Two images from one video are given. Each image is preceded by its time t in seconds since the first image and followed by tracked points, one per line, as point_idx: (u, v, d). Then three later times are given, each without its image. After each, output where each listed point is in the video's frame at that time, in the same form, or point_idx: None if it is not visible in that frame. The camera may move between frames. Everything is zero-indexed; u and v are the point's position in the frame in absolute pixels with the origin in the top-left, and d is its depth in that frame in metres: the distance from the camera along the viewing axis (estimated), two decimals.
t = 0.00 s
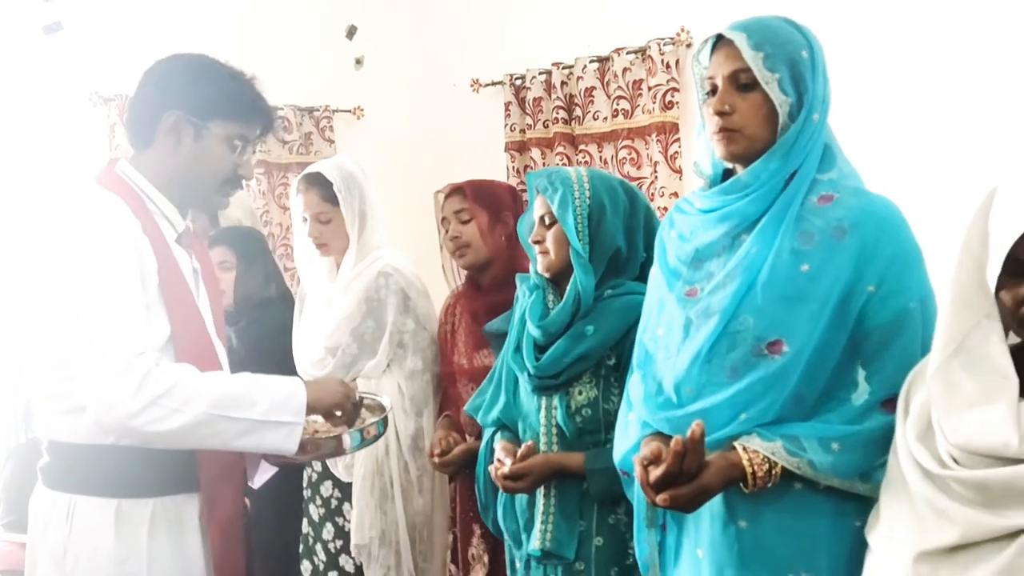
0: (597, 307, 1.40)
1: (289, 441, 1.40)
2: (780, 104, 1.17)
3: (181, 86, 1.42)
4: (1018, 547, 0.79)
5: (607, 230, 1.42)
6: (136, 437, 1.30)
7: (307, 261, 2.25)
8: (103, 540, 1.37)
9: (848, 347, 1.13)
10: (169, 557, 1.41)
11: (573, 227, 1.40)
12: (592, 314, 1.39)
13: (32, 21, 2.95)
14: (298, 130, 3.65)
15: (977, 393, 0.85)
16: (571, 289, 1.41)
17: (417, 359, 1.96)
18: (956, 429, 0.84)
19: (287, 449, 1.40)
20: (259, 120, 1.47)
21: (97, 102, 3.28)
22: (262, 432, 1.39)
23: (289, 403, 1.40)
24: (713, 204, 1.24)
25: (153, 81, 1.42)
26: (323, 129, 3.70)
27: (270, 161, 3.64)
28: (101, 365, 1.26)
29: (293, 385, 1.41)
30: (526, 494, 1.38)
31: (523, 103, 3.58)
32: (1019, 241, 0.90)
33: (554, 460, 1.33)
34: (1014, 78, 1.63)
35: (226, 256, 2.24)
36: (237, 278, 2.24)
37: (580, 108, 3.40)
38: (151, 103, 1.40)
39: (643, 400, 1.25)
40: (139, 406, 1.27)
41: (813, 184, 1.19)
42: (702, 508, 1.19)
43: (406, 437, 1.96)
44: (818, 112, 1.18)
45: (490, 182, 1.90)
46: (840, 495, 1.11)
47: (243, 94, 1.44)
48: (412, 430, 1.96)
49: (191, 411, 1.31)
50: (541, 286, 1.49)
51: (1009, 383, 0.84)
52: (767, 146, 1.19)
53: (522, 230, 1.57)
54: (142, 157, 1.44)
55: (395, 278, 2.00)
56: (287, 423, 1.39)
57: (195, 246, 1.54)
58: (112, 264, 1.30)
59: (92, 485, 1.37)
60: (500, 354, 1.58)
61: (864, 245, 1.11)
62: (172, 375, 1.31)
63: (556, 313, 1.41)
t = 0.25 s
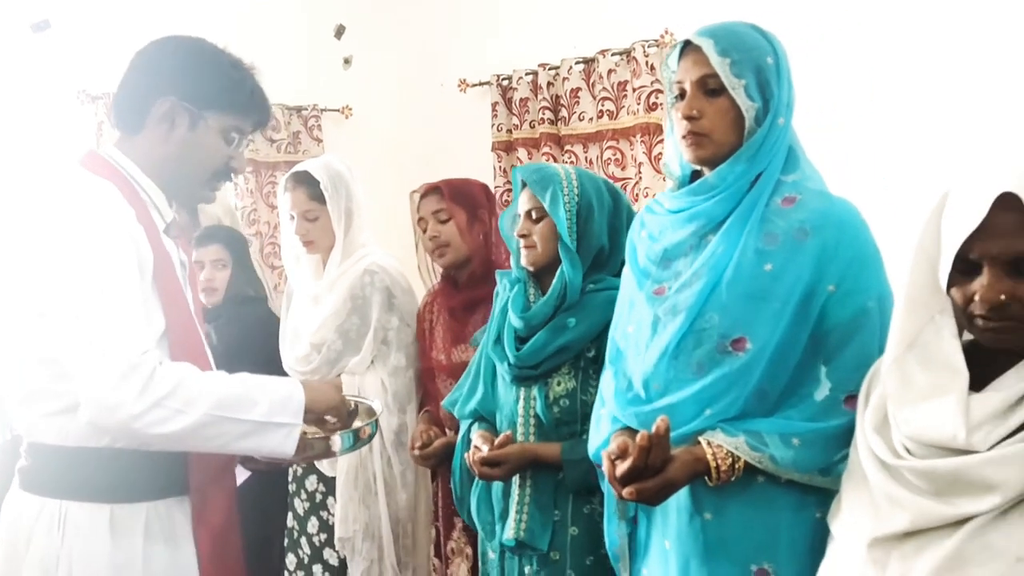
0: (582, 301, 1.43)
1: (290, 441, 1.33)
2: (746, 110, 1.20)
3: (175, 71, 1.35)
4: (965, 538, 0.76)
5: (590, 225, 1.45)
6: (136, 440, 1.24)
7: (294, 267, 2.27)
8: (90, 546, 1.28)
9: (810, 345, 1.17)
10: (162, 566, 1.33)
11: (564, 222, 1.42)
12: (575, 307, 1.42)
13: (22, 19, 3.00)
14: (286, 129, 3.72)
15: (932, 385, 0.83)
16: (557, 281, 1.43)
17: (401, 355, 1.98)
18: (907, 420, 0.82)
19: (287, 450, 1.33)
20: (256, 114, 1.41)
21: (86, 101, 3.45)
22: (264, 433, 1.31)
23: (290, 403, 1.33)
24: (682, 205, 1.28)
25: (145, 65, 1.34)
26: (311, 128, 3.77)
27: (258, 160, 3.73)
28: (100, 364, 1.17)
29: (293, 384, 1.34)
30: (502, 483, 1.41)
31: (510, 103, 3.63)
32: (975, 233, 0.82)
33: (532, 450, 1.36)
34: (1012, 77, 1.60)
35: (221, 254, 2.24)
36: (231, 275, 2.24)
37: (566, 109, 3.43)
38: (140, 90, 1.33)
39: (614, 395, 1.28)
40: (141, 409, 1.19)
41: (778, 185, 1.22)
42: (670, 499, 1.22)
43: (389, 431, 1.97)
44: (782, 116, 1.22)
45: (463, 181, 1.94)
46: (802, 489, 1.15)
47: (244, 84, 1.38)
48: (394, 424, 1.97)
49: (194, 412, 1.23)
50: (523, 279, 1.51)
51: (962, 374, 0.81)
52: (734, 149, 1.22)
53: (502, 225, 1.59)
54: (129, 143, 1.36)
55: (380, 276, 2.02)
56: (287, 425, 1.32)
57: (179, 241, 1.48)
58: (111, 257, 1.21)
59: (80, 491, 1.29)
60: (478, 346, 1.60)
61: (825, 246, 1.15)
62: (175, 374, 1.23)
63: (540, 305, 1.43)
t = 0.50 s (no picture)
0: (564, 296, 1.45)
1: (275, 440, 1.33)
2: (720, 112, 1.23)
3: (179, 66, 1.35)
4: (918, 526, 0.80)
5: (570, 223, 1.48)
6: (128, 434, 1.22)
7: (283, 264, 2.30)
8: (82, 541, 1.27)
9: (783, 341, 1.20)
10: (155, 563, 1.32)
11: (547, 217, 1.45)
12: (557, 303, 1.45)
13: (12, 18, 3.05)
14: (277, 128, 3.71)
15: (893, 377, 0.86)
16: (539, 277, 1.46)
17: (384, 352, 1.99)
18: (868, 411, 0.85)
19: (271, 449, 1.33)
20: (256, 117, 1.42)
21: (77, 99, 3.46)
22: (251, 431, 1.31)
23: (277, 402, 1.33)
24: (660, 204, 1.30)
25: (148, 59, 1.34)
26: (301, 127, 3.75)
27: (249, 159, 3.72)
28: (96, 357, 1.15)
29: (281, 384, 1.34)
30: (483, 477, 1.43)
31: (500, 103, 3.49)
32: (931, 231, 0.83)
33: (512, 443, 1.38)
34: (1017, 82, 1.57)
35: (211, 253, 2.27)
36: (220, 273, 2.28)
37: (555, 109, 3.31)
38: (144, 81, 1.33)
39: (593, 390, 1.31)
40: (133, 403, 1.18)
41: (753, 185, 1.25)
42: (645, 493, 1.25)
43: (373, 427, 1.99)
44: (757, 117, 1.25)
45: (445, 178, 1.96)
46: (772, 481, 1.18)
47: (249, 85, 1.39)
48: (379, 420, 2.00)
49: (186, 407, 1.23)
50: (504, 276, 1.54)
51: (921, 367, 0.84)
52: (711, 149, 1.25)
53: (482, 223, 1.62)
54: (125, 133, 1.36)
55: (365, 274, 2.05)
56: (275, 423, 1.32)
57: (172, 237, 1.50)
58: (109, 249, 1.21)
59: (74, 487, 1.28)
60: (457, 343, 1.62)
61: (796, 245, 1.18)
62: (168, 370, 1.22)
63: (522, 300, 1.46)
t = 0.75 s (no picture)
0: (533, 301, 1.48)
1: (232, 441, 1.30)
2: (693, 117, 1.25)
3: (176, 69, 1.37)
4: (866, 524, 0.83)
5: (537, 228, 1.51)
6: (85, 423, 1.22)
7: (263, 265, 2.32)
8: (65, 535, 1.23)
9: (751, 345, 1.22)
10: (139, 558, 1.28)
11: (514, 222, 1.48)
12: (526, 308, 1.47)
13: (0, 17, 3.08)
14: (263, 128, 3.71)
15: (844, 379, 0.90)
16: (508, 282, 1.48)
17: (359, 352, 2.03)
18: (822, 411, 0.89)
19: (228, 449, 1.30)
20: (248, 122, 1.44)
21: (61, 97, 3.31)
22: (206, 429, 1.28)
23: (237, 402, 1.30)
24: (633, 208, 1.33)
25: (143, 59, 1.36)
26: (288, 127, 3.78)
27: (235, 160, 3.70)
28: (48, 347, 1.16)
29: (243, 383, 1.31)
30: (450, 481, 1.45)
31: (484, 106, 3.47)
32: (883, 234, 0.88)
33: (478, 448, 1.40)
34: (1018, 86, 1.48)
35: (193, 252, 2.28)
36: (200, 272, 2.28)
37: (540, 113, 3.28)
38: (141, 79, 1.35)
39: (565, 390, 1.33)
40: (83, 393, 1.17)
41: (725, 191, 1.27)
42: (614, 494, 1.27)
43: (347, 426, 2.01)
44: (729, 123, 1.27)
45: (434, 180, 1.97)
46: (737, 482, 1.21)
47: (243, 91, 1.41)
48: (353, 419, 2.02)
49: (138, 402, 1.21)
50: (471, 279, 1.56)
51: (872, 369, 0.88)
52: (683, 154, 1.27)
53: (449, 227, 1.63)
54: (116, 130, 1.38)
55: (343, 274, 2.06)
56: (234, 423, 1.30)
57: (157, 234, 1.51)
58: (95, 244, 1.22)
59: (56, 479, 1.24)
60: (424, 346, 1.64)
61: (765, 250, 1.20)
62: (123, 363, 1.20)
63: (491, 304, 1.48)
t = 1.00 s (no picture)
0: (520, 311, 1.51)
1: (212, 450, 1.31)
2: (687, 131, 1.27)
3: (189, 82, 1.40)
4: (843, 538, 0.86)
5: (524, 239, 1.55)
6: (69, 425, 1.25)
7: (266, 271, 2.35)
8: (64, 535, 1.26)
9: (740, 359, 1.23)
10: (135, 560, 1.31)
11: (502, 233, 1.52)
12: (512, 318, 1.50)
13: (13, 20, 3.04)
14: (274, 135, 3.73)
15: (824, 393, 0.93)
16: (494, 293, 1.52)
17: (360, 359, 2.05)
18: (802, 426, 0.92)
19: (208, 458, 1.32)
20: (256, 135, 1.46)
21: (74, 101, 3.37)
22: (186, 438, 1.29)
23: (221, 414, 1.31)
24: (628, 221, 1.34)
25: (156, 70, 1.39)
26: (298, 134, 3.81)
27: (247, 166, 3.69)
28: (32, 347, 1.19)
29: (230, 395, 1.31)
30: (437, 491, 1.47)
31: (492, 115, 3.54)
32: (863, 251, 0.90)
33: (465, 457, 1.43)
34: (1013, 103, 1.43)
35: (197, 256, 2.30)
36: (205, 278, 2.31)
37: (547, 123, 3.30)
38: (153, 89, 1.37)
39: (557, 400, 1.34)
40: (61, 396, 1.19)
41: (718, 206, 1.28)
42: (603, 505, 1.29)
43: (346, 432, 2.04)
44: (724, 138, 1.28)
45: (437, 187, 1.95)
46: (725, 498, 1.22)
47: (252, 105, 1.44)
48: (352, 426, 2.04)
49: (116, 408, 1.22)
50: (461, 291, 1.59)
51: (852, 384, 0.91)
52: (676, 169, 1.29)
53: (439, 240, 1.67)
54: (127, 139, 1.39)
55: (344, 281, 2.08)
56: (215, 434, 1.30)
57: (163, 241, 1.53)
58: (101, 246, 1.25)
59: (55, 480, 1.26)
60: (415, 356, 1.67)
61: (756, 266, 1.22)
62: (106, 369, 1.22)
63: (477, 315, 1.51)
